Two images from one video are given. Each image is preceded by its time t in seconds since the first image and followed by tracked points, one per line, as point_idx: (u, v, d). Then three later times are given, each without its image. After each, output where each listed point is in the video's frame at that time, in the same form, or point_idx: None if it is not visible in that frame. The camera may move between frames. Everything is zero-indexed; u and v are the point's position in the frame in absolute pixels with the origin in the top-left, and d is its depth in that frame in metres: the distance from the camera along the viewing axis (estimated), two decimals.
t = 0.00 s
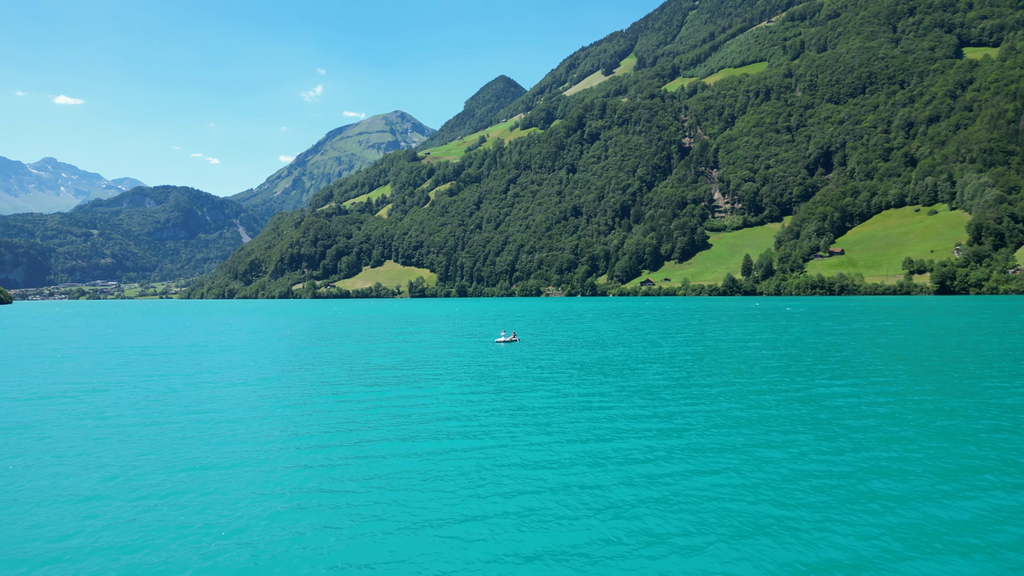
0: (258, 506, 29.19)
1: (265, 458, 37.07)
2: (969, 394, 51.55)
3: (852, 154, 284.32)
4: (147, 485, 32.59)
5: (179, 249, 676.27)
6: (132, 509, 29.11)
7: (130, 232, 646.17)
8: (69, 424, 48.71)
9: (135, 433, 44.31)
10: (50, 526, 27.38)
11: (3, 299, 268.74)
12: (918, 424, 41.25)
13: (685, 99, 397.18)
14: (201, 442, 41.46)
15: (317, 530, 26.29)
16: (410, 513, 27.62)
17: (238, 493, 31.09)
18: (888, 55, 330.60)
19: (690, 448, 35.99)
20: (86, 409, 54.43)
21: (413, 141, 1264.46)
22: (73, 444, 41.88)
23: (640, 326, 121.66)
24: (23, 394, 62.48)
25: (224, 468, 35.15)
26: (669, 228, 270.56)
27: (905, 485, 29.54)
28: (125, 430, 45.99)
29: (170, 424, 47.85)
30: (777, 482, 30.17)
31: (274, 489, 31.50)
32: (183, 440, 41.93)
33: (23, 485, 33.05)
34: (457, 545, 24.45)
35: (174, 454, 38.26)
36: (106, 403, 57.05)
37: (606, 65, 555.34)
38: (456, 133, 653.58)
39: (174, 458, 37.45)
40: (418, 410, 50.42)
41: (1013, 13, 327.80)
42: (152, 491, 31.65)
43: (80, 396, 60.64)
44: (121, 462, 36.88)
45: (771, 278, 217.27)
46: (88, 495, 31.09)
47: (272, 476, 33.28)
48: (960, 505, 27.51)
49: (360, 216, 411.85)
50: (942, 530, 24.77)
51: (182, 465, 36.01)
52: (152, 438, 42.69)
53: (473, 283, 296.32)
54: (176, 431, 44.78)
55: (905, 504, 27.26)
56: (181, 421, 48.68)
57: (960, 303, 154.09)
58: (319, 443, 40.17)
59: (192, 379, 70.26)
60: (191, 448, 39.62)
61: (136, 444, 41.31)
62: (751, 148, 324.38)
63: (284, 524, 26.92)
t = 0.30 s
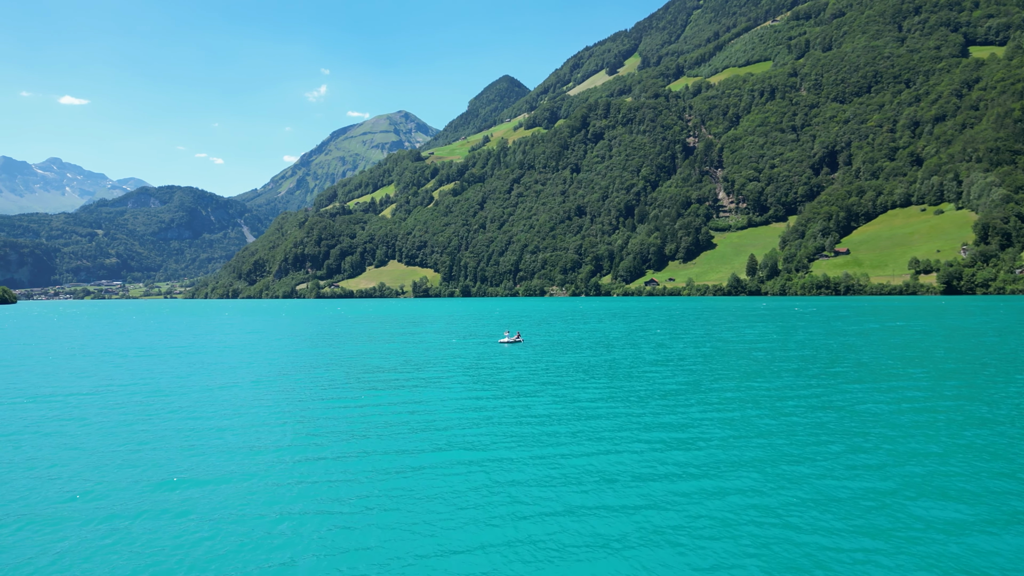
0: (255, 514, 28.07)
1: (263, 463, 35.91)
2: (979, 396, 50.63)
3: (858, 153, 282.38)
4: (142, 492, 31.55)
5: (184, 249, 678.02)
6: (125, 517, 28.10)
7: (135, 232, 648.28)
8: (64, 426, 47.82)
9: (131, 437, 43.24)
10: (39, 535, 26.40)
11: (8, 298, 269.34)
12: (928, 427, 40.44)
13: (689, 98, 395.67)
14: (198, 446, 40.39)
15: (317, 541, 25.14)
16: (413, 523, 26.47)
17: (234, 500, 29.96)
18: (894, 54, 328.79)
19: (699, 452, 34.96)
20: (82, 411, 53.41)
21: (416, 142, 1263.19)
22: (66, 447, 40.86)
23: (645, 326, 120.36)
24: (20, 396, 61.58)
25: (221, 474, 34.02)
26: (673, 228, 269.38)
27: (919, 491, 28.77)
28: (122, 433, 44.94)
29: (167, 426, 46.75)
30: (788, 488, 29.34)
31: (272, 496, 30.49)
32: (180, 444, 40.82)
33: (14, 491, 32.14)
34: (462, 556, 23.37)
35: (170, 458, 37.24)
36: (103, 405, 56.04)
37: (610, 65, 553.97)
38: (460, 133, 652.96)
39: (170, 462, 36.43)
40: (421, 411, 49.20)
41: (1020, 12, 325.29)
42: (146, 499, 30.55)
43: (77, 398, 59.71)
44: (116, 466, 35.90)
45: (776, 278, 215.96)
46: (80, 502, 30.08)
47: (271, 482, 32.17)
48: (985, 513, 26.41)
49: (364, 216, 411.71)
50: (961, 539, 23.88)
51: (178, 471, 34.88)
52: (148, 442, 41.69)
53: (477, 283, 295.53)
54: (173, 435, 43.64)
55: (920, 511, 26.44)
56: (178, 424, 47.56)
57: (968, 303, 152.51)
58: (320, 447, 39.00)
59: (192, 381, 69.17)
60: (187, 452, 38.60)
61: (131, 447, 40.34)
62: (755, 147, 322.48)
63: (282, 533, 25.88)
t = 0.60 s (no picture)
0: (245, 531, 26.71)
1: (260, 469, 34.57)
2: (993, 401, 49.39)
3: (864, 153, 280.21)
4: (128, 501, 30.39)
5: (189, 249, 679.77)
6: (110, 530, 26.97)
7: (141, 232, 651.22)
8: (59, 427, 46.92)
9: (126, 439, 42.17)
10: (21, 548, 25.39)
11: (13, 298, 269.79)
12: (943, 435, 39.36)
13: (694, 98, 393.91)
14: (191, 449, 38.98)
15: (308, 563, 23.74)
16: (414, 542, 25.13)
17: (227, 513, 28.64)
18: (900, 53, 326.46)
19: (715, 465, 33.42)
20: (77, 412, 52.46)
21: (420, 142, 1264.08)
22: (57, 450, 39.72)
23: (652, 326, 118.78)
24: (17, 397, 60.65)
25: (213, 483, 32.69)
26: (678, 228, 268.19)
27: (941, 508, 27.53)
28: (116, 434, 43.85)
29: (162, 428, 45.55)
30: (809, 506, 27.92)
31: (265, 508, 29.09)
32: (173, 447, 39.53)
33: None
34: None
35: (163, 464, 36.11)
36: (100, 405, 55.08)
37: (614, 64, 552.73)
38: (464, 133, 652.51)
39: (162, 468, 35.21)
40: (425, 414, 47.83)
41: None
42: (134, 509, 29.32)
43: (75, 398, 58.82)
44: (105, 472, 34.74)
45: (782, 278, 214.49)
46: (65, 511, 28.95)
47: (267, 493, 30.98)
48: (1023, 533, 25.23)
49: (368, 216, 411.50)
50: (991, 564, 22.76)
51: (170, 477, 33.69)
52: (142, 444, 40.54)
53: (481, 283, 294.77)
54: (166, 437, 42.32)
55: (942, 532, 25.33)
56: (175, 424, 46.47)
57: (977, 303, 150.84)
58: (319, 453, 37.61)
59: (192, 380, 68.11)
60: (181, 457, 37.35)
61: (124, 451, 39.16)
62: (761, 147, 320.48)
63: (273, 553, 24.59)
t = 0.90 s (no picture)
0: (229, 546, 24.77)
1: (250, 479, 32.66)
2: (1016, 406, 47.62)
3: (870, 152, 278.13)
4: (107, 511, 28.51)
5: (194, 249, 681.22)
6: (85, 542, 25.10)
7: (146, 232, 653.89)
8: (47, 431, 45.27)
9: (113, 446, 40.36)
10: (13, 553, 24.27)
11: (18, 298, 270.20)
12: (971, 443, 37.45)
13: (699, 97, 392.30)
14: (181, 456, 37.12)
15: None
16: (411, 560, 23.09)
17: (210, 524, 26.69)
18: (906, 52, 324.26)
19: (737, 473, 31.65)
20: (67, 416, 50.93)
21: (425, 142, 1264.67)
22: (45, 456, 38.17)
23: (659, 328, 116.75)
24: (10, 399, 59.35)
25: (200, 492, 30.74)
26: (683, 228, 266.82)
27: (980, 521, 25.72)
28: (104, 439, 42.13)
29: (152, 434, 43.73)
30: (838, 513, 26.52)
31: (256, 520, 27.16)
32: (162, 454, 37.67)
33: None
34: None
35: (149, 472, 34.28)
36: (92, 409, 53.40)
37: (618, 64, 551.12)
38: (468, 133, 651.93)
39: (147, 477, 33.32)
40: (426, 421, 45.78)
41: None
42: (112, 521, 27.38)
43: (69, 401, 57.36)
44: (88, 481, 32.90)
45: (787, 278, 213.00)
46: (39, 522, 27.10)
47: (255, 504, 28.99)
48: None
49: (373, 216, 411.37)
50: None
51: (153, 486, 31.73)
52: (129, 451, 38.71)
53: (485, 283, 293.98)
54: (156, 444, 40.46)
55: (985, 546, 23.44)
56: (166, 431, 44.61)
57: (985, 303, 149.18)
58: (315, 462, 35.60)
59: (188, 383, 66.41)
60: (169, 464, 35.50)
61: (110, 457, 37.37)
62: (766, 146, 318.53)
63: (274, 564, 23.20)
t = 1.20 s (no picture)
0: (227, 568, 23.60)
1: (241, 494, 31.32)
2: None
3: (876, 151, 276.26)
4: (91, 530, 27.36)
5: (198, 249, 683.16)
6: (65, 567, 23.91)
7: (151, 233, 656.04)
8: (38, 436, 44.21)
9: (102, 453, 39.19)
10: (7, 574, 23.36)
11: (24, 298, 271.21)
12: (989, 447, 36.16)
13: (704, 97, 390.60)
14: (171, 466, 35.89)
15: None
16: None
17: (196, 548, 25.40)
18: (912, 51, 322.01)
19: (757, 482, 30.42)
20: (60, 419, 49.92)
21: (428, 142, 1263.92)
22: (44, 463, 37.33)
23: (664, 327, 115.34)
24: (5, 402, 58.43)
25: (188, 510, 29.46)
26: (687, 228, 265.43)
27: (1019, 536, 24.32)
28: (99, 445, 41.04)
29: (142, 439, 42.49)
30: (867, 527, 25.28)
31: (256, 538, 26.03)
32: (152, 464, 36.44)
33: None
34: None
35: (137, 484, 33.04)
36: (85, 412, 52.30)
37: (623, 64, 549.76)
38: (472, 133, 651.25)
39: (135, 491, 32.11)
40: (424, 425, 44.36)
41: None
42: (101, 540, 26.20)
43: (63, 404, 56.42)
44: (72, 494, 31.71)
45: (793, 278, 211.51)
46: (36, 540, 26.23)
47: (244, 525, 27.62)
48: None
49: (377, 216, 411.35)
50: None
51: (140, 503, 30.48)
52: (118, 459, 37.49)
53: (489, 283, 293.45)
54: (145, 452, 39.13)
55: None
56: (157, 436, 43.35)
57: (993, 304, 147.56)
58: (308, 474, 34.24)
59: (185, 385, 65.27)
60: (157, 477, 34.24)
61: (97, 466, 36.18)
62: (771, 145, 316.63)
63: None
